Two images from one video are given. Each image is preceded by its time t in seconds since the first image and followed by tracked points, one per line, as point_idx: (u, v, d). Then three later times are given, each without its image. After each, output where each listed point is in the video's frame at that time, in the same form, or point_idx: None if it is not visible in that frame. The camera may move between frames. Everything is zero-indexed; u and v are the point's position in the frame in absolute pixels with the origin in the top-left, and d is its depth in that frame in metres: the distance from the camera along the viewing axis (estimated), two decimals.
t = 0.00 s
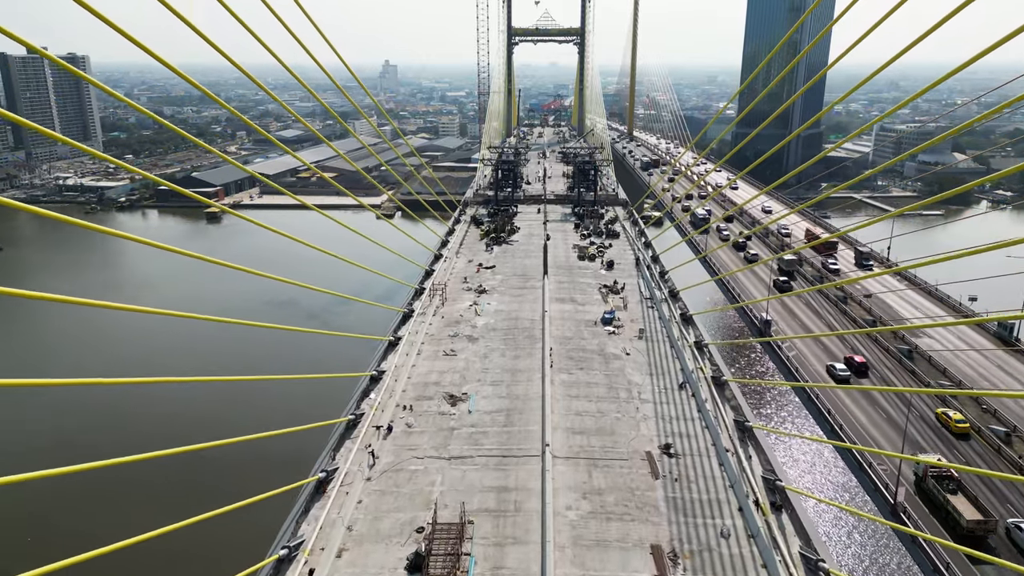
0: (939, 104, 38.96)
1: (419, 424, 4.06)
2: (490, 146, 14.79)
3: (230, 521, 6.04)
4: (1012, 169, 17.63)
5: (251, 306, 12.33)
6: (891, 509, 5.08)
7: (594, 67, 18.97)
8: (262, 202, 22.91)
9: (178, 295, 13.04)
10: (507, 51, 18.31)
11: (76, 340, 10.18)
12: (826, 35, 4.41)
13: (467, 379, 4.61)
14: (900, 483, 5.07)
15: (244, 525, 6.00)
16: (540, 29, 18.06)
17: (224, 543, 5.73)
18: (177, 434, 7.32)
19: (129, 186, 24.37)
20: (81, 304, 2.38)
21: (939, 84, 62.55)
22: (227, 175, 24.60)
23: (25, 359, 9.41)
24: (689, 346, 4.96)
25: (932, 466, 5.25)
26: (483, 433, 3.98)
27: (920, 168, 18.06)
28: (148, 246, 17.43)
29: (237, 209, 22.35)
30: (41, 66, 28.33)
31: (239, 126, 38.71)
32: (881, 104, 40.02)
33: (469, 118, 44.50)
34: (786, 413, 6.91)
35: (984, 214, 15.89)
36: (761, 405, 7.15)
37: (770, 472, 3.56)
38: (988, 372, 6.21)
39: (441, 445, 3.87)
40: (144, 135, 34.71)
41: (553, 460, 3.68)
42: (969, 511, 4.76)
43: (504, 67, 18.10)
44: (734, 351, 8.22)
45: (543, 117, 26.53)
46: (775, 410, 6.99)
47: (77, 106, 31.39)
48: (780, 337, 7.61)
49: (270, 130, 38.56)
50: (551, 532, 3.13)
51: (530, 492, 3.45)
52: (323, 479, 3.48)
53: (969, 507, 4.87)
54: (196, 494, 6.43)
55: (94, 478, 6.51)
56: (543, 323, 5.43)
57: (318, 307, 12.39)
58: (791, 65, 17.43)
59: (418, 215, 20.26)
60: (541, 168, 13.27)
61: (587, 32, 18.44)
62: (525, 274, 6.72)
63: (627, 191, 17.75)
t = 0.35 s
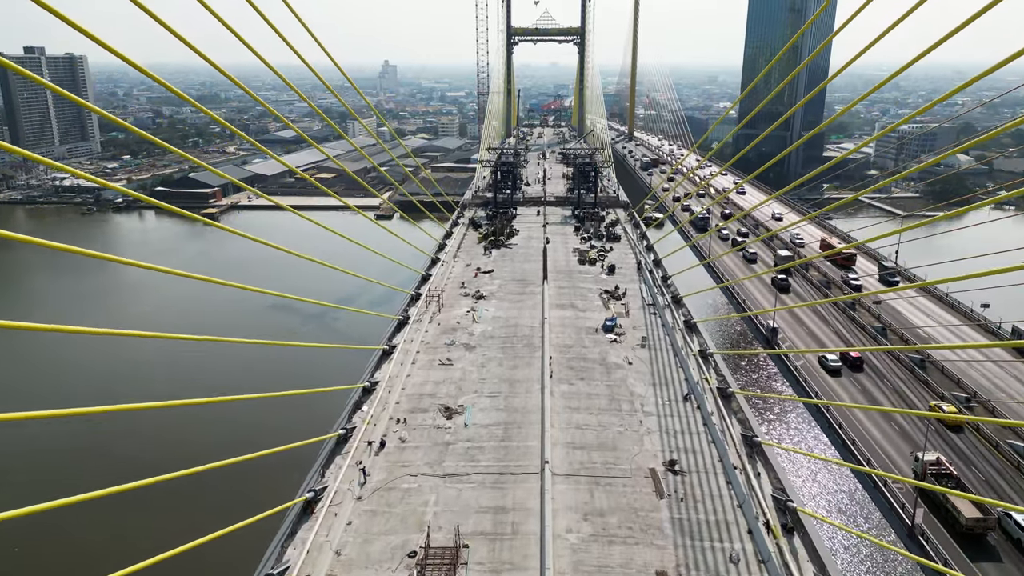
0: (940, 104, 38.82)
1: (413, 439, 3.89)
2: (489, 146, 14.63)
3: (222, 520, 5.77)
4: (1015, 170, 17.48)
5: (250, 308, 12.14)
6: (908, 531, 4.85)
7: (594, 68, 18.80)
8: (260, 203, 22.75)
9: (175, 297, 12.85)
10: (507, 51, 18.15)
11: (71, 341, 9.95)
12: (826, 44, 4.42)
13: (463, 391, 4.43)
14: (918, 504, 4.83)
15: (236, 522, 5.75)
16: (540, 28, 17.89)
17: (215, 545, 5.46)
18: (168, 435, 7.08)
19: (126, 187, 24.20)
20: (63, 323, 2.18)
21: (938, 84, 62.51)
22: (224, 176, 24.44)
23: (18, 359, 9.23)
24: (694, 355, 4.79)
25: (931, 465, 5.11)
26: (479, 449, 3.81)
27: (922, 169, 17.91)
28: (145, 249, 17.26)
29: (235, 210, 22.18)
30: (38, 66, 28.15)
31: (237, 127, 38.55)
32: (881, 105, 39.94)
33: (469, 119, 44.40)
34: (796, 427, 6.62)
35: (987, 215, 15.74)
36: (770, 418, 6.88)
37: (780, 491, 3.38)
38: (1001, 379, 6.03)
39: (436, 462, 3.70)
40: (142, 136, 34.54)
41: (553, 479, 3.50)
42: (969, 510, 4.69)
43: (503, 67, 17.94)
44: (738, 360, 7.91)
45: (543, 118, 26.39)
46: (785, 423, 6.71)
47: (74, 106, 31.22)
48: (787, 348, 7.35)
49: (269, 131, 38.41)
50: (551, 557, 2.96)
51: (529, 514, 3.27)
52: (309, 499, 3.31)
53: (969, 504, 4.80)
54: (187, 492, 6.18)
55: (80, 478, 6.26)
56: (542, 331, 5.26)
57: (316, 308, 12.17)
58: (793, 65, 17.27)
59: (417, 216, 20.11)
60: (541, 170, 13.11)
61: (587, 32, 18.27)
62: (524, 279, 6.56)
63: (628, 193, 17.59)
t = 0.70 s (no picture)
0: (942, 100, 38.57)
1: (406, 450, 3.73)
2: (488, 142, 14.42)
3: (220, 524, 5.67)
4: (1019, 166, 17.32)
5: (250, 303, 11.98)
6: (926, 551, 4.54)
7: (594, 62, 18.59)
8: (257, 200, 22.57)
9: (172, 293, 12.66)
10: (506, 46, 17.95)
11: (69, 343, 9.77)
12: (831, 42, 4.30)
13: (460, 399, 4.27)
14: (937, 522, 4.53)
15: (234, 525, 5.64)
16: (540, 22, 17.66)
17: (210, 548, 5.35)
18: (163, 436, 6.94)
19: (123, 183, 24.02)
20: (51, 351, 2.05)
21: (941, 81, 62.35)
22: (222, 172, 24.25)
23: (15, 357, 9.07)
24: (699, 361, 4.62)
25: (929, 458, 5.13)
26: (476, 462, 3.64)
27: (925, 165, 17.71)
28: (145, 246, 17.11)
29: (232, 206, 21.99)
30: (34, 62, 27.92)
31: (237, 122, 38.38)
32: (883, 101, 39.75)
33: (469, 115, 44.23)
34: (807, 439, 6.42)
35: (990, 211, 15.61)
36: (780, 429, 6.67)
37: (790, 508, 3.22)
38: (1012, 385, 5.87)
39: (430, 475, 3.54)
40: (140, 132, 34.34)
41: (553, 494, 3.34)
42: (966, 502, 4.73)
43: (502, 61, 17.73)
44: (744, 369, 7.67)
45: (543, 114, 26.24)
46: (794, 436, 6.51)
47: (71, 102, 31.01)
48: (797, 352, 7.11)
49: (268, 126, 38.24)
50: None
51: (528, 534, 3.10)
52: (297, 516, 3.15)
53: (966, 496, 4.83)
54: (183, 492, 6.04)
55: (74, 482, 6.12)
56: (542, 335, 5.09)
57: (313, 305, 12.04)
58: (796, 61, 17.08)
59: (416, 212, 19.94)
60: (541, 167, 12.92)
61: (587, 27, 18.05)
62: (523, 279, 6.39)
63: (629, 189, 17.37)
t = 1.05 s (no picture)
0: (945, 93, 38.37)
1: (400, 461, 3.58)
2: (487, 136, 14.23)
3: (214, 538, 5.56)
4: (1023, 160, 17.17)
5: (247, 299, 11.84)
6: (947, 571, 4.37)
7: (595, 55, 18.37)
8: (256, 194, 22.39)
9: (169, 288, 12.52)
10: (506, 38, 17.73)
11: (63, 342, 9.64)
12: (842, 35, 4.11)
13: (456, 406, 4.10)
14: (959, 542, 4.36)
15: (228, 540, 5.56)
16: (540, 15, 17.42)
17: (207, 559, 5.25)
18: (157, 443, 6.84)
19: (119, 178, 23.83)
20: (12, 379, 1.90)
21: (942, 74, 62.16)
22: (220, 166, 24.07)
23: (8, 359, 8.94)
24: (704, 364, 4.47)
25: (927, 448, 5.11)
26: (472, 474, 3.49)
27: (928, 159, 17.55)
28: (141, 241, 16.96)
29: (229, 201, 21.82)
30: (30, 55, 27.68)
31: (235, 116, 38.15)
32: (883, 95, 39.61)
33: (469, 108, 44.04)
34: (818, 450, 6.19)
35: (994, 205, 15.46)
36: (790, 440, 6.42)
37: (802, 524, 3.06)
38: None
39: (424, 488, 3.38)
40: (137, 125, 34.11)
41: (553, 510, 3.18)
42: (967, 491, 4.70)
43: (502, 54, 17.51)
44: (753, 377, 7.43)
45: (543, 108, 26.06)
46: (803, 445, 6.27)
47: (68, 95, 30.77)
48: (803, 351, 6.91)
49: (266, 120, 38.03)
50: None
51: (526, 552, 2.95)
52: (283, 535, 2.99)
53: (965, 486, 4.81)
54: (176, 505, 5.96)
55: (67, 495, 6.02)
56: (542, 338, 4.93)
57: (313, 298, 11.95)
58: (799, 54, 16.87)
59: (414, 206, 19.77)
60: (541, 161, 12.74)
61: (587, 19, 17.83)
62: (522, 278, 6.24)
63: (630, 184, 17.19)
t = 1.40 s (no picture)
0: (945, 87, 38.20)
1: (393, 473, 3.42)
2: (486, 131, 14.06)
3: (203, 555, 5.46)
4: None
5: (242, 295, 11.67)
6: None
7: (595, 48, 18.15)
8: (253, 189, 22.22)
9: (164, 284, 12.35)
10: (505, 31, 17.51)
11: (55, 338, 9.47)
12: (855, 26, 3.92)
13: (452, 414, 3.94)
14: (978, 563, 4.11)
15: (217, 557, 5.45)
16: (540, 7, 17.19)
17: None
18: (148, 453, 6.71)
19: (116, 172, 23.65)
20: None
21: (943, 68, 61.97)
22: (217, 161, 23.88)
23: None
24: (710, 370, 4.30)
25: (927, 440, 5.06)
26: (468, 487, 3.33)
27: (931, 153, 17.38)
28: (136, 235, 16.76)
29: (227, 196, 21.64)
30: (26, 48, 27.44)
31: (233, 111, 37.90)
32: (883, 89, 39.43)
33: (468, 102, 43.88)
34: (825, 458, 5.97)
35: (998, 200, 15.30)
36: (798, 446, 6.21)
37: (816, 542, 2.90)
38: None
39: (417, 503, 3.22)
40: (135, 120, 33.88)
41: (553, 527, 3.02)
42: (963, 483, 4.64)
43: (501, 47, 17.30)
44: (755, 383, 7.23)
45: (543, 101, 25.88)
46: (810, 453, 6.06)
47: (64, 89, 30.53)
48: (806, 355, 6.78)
49: (264, 114, 37.79)
50: None
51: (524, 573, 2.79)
52: (268, 555, 2.82)
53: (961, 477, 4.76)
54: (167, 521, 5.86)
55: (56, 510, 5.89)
56: (541, 341, 4.76)
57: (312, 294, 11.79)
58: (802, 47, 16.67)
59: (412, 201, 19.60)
60: (540, 157, 12.56)
61: (587, 12, 17.61)
62: (522, 277, 6.08)
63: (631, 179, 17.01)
